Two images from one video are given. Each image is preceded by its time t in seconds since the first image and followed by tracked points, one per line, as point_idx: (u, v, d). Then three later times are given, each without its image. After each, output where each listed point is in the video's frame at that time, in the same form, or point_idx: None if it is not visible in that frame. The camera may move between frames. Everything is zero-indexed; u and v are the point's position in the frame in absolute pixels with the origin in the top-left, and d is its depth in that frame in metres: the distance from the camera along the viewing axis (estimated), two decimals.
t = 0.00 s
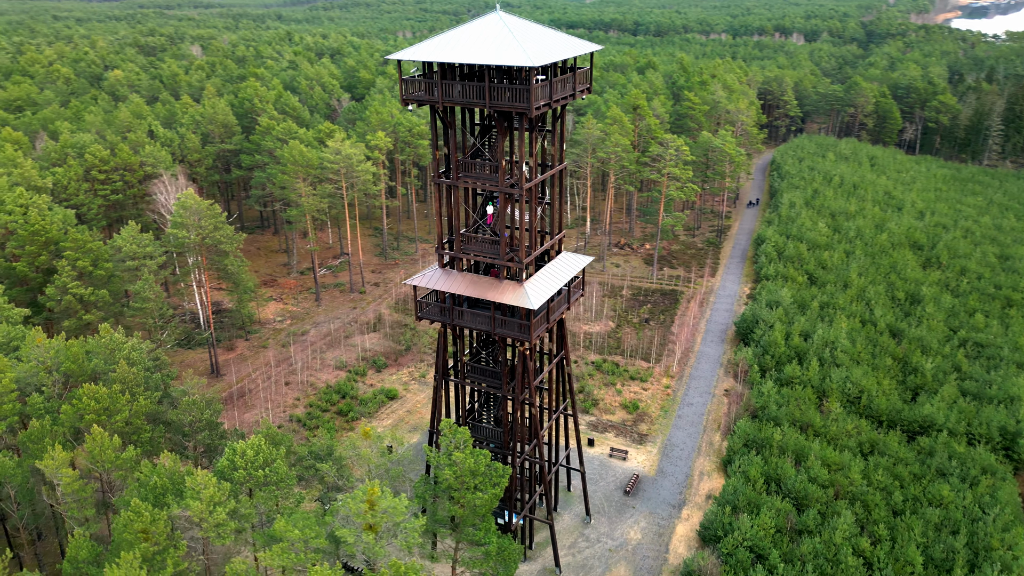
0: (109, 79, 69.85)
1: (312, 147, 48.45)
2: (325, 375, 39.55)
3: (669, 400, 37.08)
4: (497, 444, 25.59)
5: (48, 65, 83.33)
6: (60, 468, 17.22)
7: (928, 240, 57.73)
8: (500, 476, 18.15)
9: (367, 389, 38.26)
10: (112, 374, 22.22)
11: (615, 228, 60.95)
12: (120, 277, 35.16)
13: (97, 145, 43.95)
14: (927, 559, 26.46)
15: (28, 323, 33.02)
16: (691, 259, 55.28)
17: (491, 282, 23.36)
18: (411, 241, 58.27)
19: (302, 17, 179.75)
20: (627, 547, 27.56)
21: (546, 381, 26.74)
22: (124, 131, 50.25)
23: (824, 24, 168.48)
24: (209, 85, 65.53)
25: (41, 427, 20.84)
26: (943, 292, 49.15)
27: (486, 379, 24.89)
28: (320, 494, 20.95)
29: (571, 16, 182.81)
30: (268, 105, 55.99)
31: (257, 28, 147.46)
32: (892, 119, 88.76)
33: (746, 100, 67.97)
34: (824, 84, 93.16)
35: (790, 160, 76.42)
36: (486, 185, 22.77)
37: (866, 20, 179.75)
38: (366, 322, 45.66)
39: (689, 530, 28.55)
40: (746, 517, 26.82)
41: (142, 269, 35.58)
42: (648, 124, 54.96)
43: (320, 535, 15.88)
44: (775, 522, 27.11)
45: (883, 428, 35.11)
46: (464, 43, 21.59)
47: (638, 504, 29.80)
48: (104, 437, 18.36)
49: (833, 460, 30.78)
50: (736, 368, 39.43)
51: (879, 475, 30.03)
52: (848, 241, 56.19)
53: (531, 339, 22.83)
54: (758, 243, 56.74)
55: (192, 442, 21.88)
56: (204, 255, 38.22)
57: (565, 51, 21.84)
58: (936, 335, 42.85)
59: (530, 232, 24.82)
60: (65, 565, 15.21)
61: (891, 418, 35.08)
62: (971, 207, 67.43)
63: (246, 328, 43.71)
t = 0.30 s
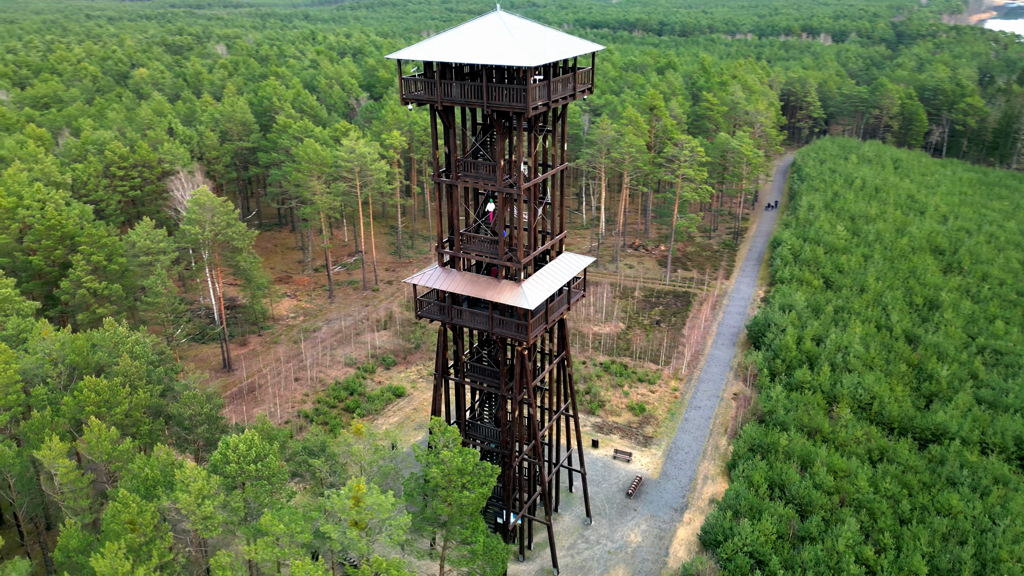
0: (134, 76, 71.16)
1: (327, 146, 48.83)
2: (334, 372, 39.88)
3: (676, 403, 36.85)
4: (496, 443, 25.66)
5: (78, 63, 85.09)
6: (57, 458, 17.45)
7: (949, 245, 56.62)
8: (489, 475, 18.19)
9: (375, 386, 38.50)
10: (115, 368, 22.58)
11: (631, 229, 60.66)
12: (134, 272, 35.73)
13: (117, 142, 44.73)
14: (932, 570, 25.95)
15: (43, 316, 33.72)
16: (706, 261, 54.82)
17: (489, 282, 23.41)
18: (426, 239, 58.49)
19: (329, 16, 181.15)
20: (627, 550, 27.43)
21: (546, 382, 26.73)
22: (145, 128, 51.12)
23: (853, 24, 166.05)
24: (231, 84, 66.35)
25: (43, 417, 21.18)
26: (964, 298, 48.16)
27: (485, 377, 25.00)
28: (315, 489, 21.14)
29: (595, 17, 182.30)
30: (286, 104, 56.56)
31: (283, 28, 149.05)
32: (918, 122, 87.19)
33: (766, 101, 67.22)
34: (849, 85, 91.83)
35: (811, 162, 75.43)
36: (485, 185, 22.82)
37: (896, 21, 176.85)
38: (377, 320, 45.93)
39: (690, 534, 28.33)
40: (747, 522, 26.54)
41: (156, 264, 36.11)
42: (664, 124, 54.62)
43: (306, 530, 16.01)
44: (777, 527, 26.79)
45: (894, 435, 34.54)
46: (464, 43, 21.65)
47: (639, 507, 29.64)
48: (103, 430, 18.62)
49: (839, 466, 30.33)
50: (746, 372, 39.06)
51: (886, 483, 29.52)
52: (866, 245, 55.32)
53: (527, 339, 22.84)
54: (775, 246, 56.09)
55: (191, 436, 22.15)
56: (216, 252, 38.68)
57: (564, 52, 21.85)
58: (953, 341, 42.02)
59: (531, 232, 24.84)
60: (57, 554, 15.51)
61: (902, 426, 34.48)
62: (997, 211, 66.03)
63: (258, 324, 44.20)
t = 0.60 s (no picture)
0: (159, 75, 72.37)
1: (342, 144, 49.18)
2: (343, 369, 40.15)
3: (684, 406, 36.58)
4: (494, 443, 25.70)
5: (106, 61, 86.82)
6: (55, 448, 17.78)
7: (972, 250, 55.40)
8: (476, 474, 18.19)
9: (383, 383, 38.73)
10: (119, 361, 22.99)
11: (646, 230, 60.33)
12: (148, 267, 36.30)
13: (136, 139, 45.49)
14: None
15: (60, 309, 34.48)
16: (721, 264, 54.30)
17: (488, 281, 23.45)
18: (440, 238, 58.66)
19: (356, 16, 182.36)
20: (626, 552, 27.29)
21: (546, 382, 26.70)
22: (165, 126, 52.00)
23: (882, 24, 163.41)
24: (252, 82, 67.13)
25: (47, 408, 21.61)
26: (984, 304, 47.11)
27: (484, 377, 25.04)
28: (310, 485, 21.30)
29: (620, 17, 181.55)
30: (304, 103, 57.08)
31: (309, 27, 150.53)
32: (945, 124, 85.48)
33: (787, 102, 66.42)
34: (874, 86, 90.38)
35: (833, 164, 74.36)
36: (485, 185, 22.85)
37: (927, 21, 173.73)
38: (388, 318, 46.17)
39: (691, 538, 28.10)
40: (747, 527, 26.25)
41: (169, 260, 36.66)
42: (681, 125, 54.24)
43: (291, 526, 16.14)
44: (777, 534, 26.48)
45: (905, 442, 33.91)
46: (463, 42, 21.72)
47: (641, 510, 29.47)
48: (101, 422, 18.96)
49: (846, 473, 29.85)
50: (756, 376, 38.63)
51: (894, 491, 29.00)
52: (886, 249, 54.39)
53: (524, 339, 22.85)
54: (791, 249, 55.40)
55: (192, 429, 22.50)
56: (229, 248, 39.16)
57: (563, 52, 21.84)
58: (971, 348, 41.12)
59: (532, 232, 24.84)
60: (48, 543, 15.85)
61: (914, 433, 33.84)
62: None
63: (271, 320, 44.68)
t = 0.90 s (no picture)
0: (184, 73, 73.50)
1: (357, 143, 49.54)
2: (353, 365, 40.43)
3: (691, 409, 36.30)
4: (493, 442, 25.74)
5: (134, 60, 88.39)
6: (53, 439, 18.17)
7: (996, 256, 54.13)
8: (465, 474, 18.25)
9: (391, 380, 38.96)
10: (124, 354, 23.42)
11: (662, 231, 59.92)
12: (161, 262, 36.89)
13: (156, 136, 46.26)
14: None
15: (76, 302, 35.20)
16: (737, 266, 53.75)
17: (487, 281, 23.47)
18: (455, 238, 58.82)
19: (382, 16, 183.47)
20: (625, 555, 27.14)
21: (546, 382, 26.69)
22: (185, 123, 52.79)
23: (913, 25, 160.43)
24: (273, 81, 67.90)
25: (52, 399, 22.06)
26: (1006, 310, 46.00)
27: (482, 376, 25.10)
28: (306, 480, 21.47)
29: (646, 17, 180.69)
30: (322, 101, 57.60)
31: (335, 27, 151.82)
32: (973, 126, 83.65)
33: (809, 104, 65.57)
34: (901, 88, 88.77)
35: (856, 166, 73.21)
36: (484, 184, 22.85)
37: (961, 21, 170.17)
38: (399, 316, 46.40)
39: (692, 543, 27.89)
40: (748, 533, 25.97)
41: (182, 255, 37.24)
42: (697, 125, 53.81)
43: (277, 520, 16.26)
44: (778, 540, 26.15)
45: (916, 450, 33.26)
46: (463, 42, 21.76)
47: (642, 513, 29.31)
48: (101, 414, 19.31)
49: (852, 480, 29.37)
50: (766, 380, 38.19)
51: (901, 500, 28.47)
52: (906, 253, 53.39)
53: (521, 339, 22.84)
54: (809, 252, 54.65)
55: (193, 423, 22.82)
56: (242, 244, 39.64)
57: (563, 52, 21.86)
58: (990, 356, 40.16)
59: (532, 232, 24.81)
60: (42, 530, 16.17)
61: (926, 441, 33.16)
62: None
63: (284, 316, 45.15)
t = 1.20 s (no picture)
0: (209, 72, 74.59)
1: (371, 141, 49.86)
2: (363, 362, 40.70)
3: (699, 412, 36.02)
4: (492, 442, 25.77)
5: (161, 58, 90.02)
6: (53, 429, 18.56)
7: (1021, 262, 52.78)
8: (454, 473, 18.29)
9: (400, 378, 39.18)
10: (130, 348, 23.86)
11: (679, 232, 59.47)
12: (176, 258, 37.46)
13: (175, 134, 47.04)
14: None
15: (92, 296, 35.95)
16: (753, 269, 53.17)
17: (486, 280, 23.53)
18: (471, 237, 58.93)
19: (409, 15, 184.47)
20: (624, 557, 27.02)
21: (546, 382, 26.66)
22: (205, 121, 53.59)
23: (946, 25, 157.11)
24: (295, 79, 68.59)
25: (58, 390, 22.54)
26: None
27: (481, 375, 25.16)
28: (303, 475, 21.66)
29: (672, 17, 179.41)
30: (340, 100, 58.08)
31: (361, 26, 152.87)
32: (1003, 129, 81.67)
33: (831, 105, 64.61)
34: (930, 90, 87.05)
35: (880, 169, 71.95)
36: (483, 184, 22.93)
37: (996, 21, 166.19)
38: (411, 314, 46.58)
39: (692, 547, 27.66)
40: (747, 539, 25.67)
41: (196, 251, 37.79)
42: (715, 126, 53.32)
43: (265, 514, 16.40)
44: (779, 546, 25.81)
45: (928, 459, 32.58)
46: (463, 42, 21.85)
47: (643, 516, 29.13)
48: (101, 406, 19.68)
49: (859, 488, 28.86)
50: (777, 384, 37.74)
51: (908, 509, 27.91)
52: (927, 258, 52.32)
53: (517, 338, 22.85)
54: (827, 255, 53.85)
55: (195, 417, 23.15)
56: (255, 241, 40.13)
57: (563, 52, 21.86)
58: (1009, 364, 39.17)
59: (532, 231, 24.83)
60: (36, 518, 16.53)
61: (939, 450, 32.45)
62: None
63: (298, 312, 45.61)
